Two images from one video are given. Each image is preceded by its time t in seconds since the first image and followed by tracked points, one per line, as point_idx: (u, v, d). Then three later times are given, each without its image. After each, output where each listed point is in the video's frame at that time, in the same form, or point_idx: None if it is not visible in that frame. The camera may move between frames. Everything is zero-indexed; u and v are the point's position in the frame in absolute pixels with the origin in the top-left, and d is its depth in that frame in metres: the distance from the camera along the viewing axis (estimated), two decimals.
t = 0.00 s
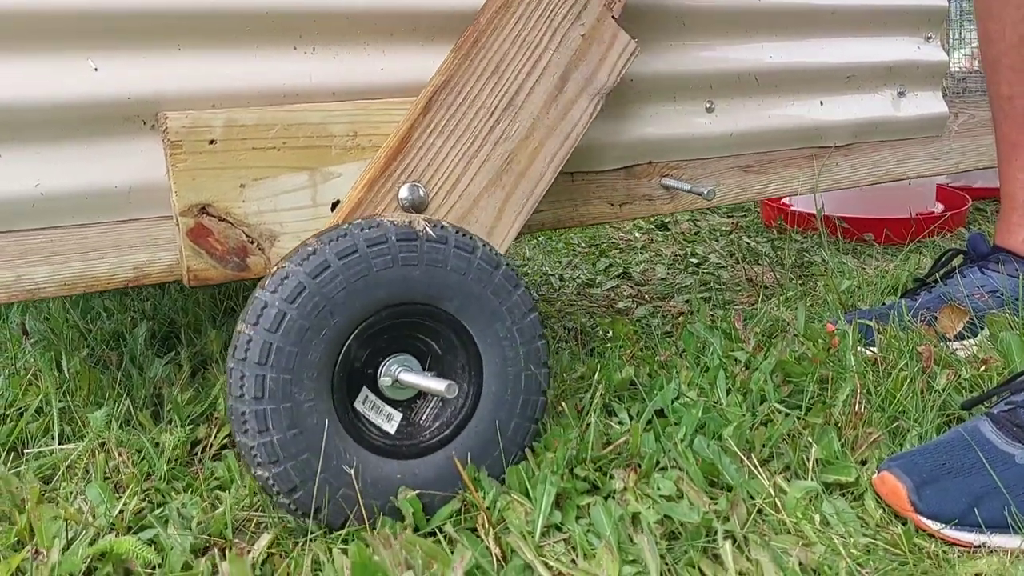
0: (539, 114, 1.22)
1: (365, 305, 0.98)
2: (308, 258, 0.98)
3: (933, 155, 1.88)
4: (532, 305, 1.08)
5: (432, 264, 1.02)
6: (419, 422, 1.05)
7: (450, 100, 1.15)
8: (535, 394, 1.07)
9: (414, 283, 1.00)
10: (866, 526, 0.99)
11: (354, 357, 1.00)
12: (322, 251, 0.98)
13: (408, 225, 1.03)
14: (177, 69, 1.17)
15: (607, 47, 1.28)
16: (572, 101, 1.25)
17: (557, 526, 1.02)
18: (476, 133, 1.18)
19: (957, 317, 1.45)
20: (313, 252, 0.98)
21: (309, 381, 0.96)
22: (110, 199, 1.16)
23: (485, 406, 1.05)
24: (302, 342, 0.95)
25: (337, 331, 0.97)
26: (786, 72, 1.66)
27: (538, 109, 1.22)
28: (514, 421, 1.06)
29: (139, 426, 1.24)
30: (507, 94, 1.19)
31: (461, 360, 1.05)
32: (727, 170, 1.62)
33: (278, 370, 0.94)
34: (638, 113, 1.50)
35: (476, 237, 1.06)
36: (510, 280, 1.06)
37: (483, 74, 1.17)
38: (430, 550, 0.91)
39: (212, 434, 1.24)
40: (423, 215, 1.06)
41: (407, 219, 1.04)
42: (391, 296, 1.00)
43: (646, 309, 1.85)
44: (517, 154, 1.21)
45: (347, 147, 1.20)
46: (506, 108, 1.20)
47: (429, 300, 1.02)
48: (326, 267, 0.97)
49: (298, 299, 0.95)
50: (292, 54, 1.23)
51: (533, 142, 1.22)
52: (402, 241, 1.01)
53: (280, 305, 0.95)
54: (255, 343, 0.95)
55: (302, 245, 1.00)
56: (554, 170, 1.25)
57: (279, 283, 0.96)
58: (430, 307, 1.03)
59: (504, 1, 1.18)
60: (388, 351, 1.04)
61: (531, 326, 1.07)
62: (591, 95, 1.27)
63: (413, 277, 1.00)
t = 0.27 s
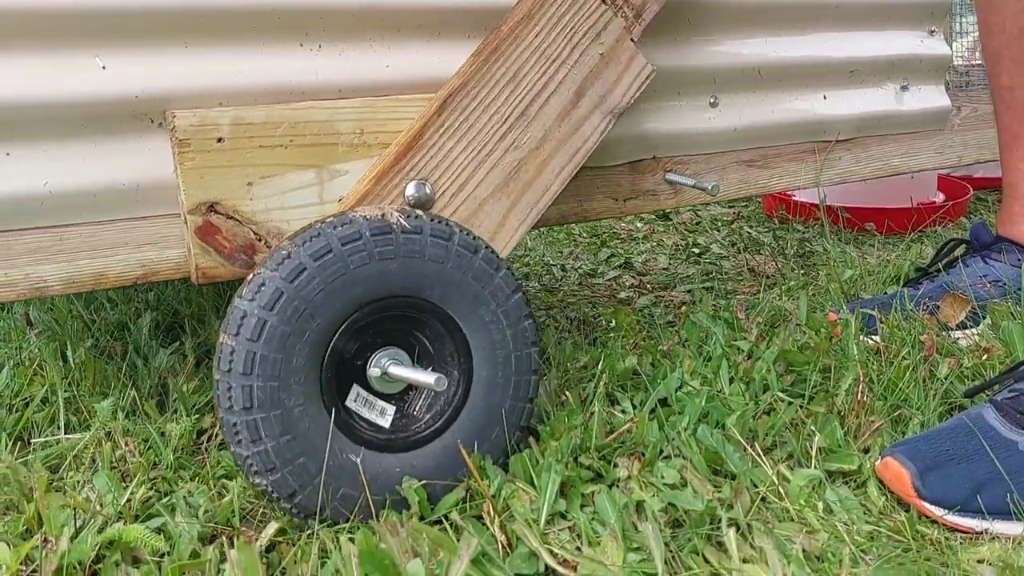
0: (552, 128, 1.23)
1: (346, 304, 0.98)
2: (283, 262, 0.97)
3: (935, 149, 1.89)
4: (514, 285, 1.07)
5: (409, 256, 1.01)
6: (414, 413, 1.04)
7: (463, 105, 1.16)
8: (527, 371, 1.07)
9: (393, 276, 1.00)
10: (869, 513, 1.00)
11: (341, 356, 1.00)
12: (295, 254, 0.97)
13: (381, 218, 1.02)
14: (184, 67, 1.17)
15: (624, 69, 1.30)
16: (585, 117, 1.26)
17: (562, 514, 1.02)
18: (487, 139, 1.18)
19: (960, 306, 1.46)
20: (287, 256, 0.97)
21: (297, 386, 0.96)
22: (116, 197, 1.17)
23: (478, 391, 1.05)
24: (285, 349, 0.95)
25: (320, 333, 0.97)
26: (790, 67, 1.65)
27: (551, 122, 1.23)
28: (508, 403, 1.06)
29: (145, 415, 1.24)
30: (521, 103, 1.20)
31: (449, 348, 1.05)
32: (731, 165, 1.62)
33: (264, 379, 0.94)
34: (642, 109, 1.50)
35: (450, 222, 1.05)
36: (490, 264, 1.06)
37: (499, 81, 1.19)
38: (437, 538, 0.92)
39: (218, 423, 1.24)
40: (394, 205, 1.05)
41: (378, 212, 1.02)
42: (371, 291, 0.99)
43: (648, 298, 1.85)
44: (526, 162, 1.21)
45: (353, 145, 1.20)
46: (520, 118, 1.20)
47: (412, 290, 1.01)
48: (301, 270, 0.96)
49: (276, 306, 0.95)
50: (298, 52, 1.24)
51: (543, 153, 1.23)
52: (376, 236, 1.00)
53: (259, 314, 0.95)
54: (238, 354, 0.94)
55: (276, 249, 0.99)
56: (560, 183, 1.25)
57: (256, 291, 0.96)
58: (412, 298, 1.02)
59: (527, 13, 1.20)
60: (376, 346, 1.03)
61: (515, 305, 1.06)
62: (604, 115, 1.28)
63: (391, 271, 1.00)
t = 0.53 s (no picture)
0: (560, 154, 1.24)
1: (314, 312, 0.97)
2: (244, 280, 0.96)
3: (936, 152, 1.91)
4: (485, 268, 1.06)
5: (371, 254, 0.99)
6: (402, 407, 1.04)
7: (474, 122, 1.18)
8: (511, 351, 1.06)
9: (359, 276, 0.99)
10: (873, 506, 1.00)
11: (317, 362, 0.99)
12: (256, 269, 0.96)
13: (337, 220, 1.00)
14: (188, 75, 1.17)
15: (637, 107, 1.31)
16: (594, 149, 1.27)
17: (566, 508, 1.03)
18: (494, 157, 1.19)
19: (962, 300, 1.46)
20: (247, 273, 0.96)
21: (278, 402, 0.96)
22: (121, 204, 1.18)
23: (462, 376, 1.04)
24: (259, 366, 0.95)
25: (292, 346, 0.96)
26: (792, 71, 1.66)
27: (559, 148, 1.24)
28: (496, 386, 1.05)
29: (149, 411, 1.24)
30: (533, 126, 1.22)
31: (426, 336, 1.04)
32: (733, 169, 1.63)
33: (242, 402, 0.94)
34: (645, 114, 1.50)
35: (410, 213, 1.04)
36: (456, 248, 1.05)
37: (512, 102, 1.20)
38: (442, 531, 0.92)
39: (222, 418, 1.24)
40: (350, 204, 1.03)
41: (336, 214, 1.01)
42: (338, 293, 0.98)
43: (649, 294, 1.85)
44: (531, 183, 1.22)
45: (357, 152, 1.20)
46: (529, 140, 1.21)
47: (384, 284, 1.00)
48: (264, 286, 0.95)
49: (243, 326, 0.94)
50: (302, 57, 1.24)
51: (549, 177, 1.23)
52: (335, 239, 0.98)
53: (228, 337, 0.94)
54: (213, 380, 0.94)
55: (237, 266, 0.98)
56: (564, 211, 1.25)
57: (221, 313, 0.95)
58: (384, 295, 1.01)
59: (547, 39, 1.22)
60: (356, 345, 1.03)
61: (489, 288, 1.06)
62: (613, 150, 1.29)
63: (354, 272, 0.98)
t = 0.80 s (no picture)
0: (564, 184, 1.26)
1: (280, 318, 0.95)
2: (203, 295, 0.93)
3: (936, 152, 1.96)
4: (449, 248, 1.04)
5: (330, 251, 0.97)
6: (385, 397, 1.03)
7: (485, 139, 1.20)
8: (487, 327, 1.05)
9: (321, 274, 0.97)
10: (871, 495, 1.01)
11: (289, 366, 0.98)
12: (214, 282, 0.94)
13: (291, 221, 0.97)
14: (189, 83, 1.17)
15: (646, 150, 1.35)
16: (598, 183, 1.30)
17: (566, 497, 1.03)
18: (499, 178, 1.20)
19: (960, 292, 1.47)
20: (205, 287, 0.94)
21: (258, 412, 0.95)
22: (124, 211, 1.17)
23: (441, 360, 1.03)
24: (232, 380, 0.93)
25: (262, 355, 0.95)
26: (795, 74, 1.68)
27: (563, 179, 1.26)
28: (477, 365, 1.05)
29: (151, 402, 1.24)
30: (542, 153, 1.24)
31: (400, 324, 1.03)
32: (732, 172, 1.65)
33: (220, 417, 0.93)
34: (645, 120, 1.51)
35: (364, 202, 1.01)
36: (417, 232, 1.02)
37: (526, 126, 1.23)
38: (443, 520, 0.93)
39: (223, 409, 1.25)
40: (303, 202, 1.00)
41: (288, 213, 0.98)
42: (303, 294, 0.96)
43: (649, 286, 1.85)
44: (531, 207, 1.23)
45: (359, 159, 1.21)
46: (535, 168, 1.23)
47: (351, 276, 0.98)
48: (224, 299, 0.93)
49: (209, 342, 0.92)
50: (304, 65, 1.24)
51: (549, 205, 1.25)
52: (290, 241, 0.96)
53: (196, 356, 0.92)
54: (188, 399, 0.93)
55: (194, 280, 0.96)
56: (560, 241, 1.26)
57: (185, 331, 0.93)
58: (350, 289, 0.99)
59: (566, 70, 1.26)
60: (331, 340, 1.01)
61: (455, 267, 1.04)
62: (619, 187, 1.32)
63: (316, 271, 0.96)
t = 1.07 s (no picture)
0: (561, 258, 1.33)
1: (225, 338, 0.95)
2: (140, 332, 0.93)
3: (929, 169, 2.06)
4: (381, 224, 1.04)
5: (258, 258, 0.96)
6: (354, 388, 1.03)
7: (495, 198, 1.28)
8: (440, 295, 1.05)
9: (257, 282, 0.96)
10: (869, 487, 1.01)
11: (246, 383, 0.97)
12: (148, 318, 0.93)
13: (211, 237, 0.96)
14: (195, 114, 1.17)
15: (642, 255, 1.42)
16: (592, 274, 1.36)
17: (565, 490, 1.03)
18: (501, 237, 1.28)
19: (958, 285, 1.48)
20: (140, 324, 0.93)
21: (225, 434, 0.94)
22: (130, 245, 1.18)
23: (401, 339, 1.04)
24: (191, 409, 0.93)
25: (216, 378, 0.94)
26: (793, 94, 1.76)
27: (561, 255, 1.33)
28: (440, 336, 1.05)
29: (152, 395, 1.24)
30: (546, 223, 1.32)
31: (352, 313, 1.03)
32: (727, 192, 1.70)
33: (190, 449, 0.93)
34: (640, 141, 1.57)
35: (282, 200, 1.00)
36: (345, 217, 1.01)
37: (537, 197, 1.32)
38: (442, 512, 0.94)
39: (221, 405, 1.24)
40: (218, 214, 0.99)
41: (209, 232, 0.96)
42: (244, 307, 0.96)
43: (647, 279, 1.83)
44: (527, 270, 1.29)
45: (362, 190, 1.25)
46: (536, 237, 1.31)
47: (287, 277, 0.98)
48: (162, 331, 0.92)
49: (158, 378, 0.92)
50: (304, 94, 1.24)
51: (544, 273, 1.31)
52: (216, 257, 0.95)
53: (147, 396, 0.92)
54: (152, 439, 0.92)
55: (129, 319, 0.95)
56: (550, 309, 1.32)
57: (131, 372, 0.92)
58: (290, 291, 0.98)
59: (589, 155, 1.37)
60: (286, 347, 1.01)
61: (393, 243, 1.04)
62: (613, 280, 1.38)
63: (250, 280, 0.95)
